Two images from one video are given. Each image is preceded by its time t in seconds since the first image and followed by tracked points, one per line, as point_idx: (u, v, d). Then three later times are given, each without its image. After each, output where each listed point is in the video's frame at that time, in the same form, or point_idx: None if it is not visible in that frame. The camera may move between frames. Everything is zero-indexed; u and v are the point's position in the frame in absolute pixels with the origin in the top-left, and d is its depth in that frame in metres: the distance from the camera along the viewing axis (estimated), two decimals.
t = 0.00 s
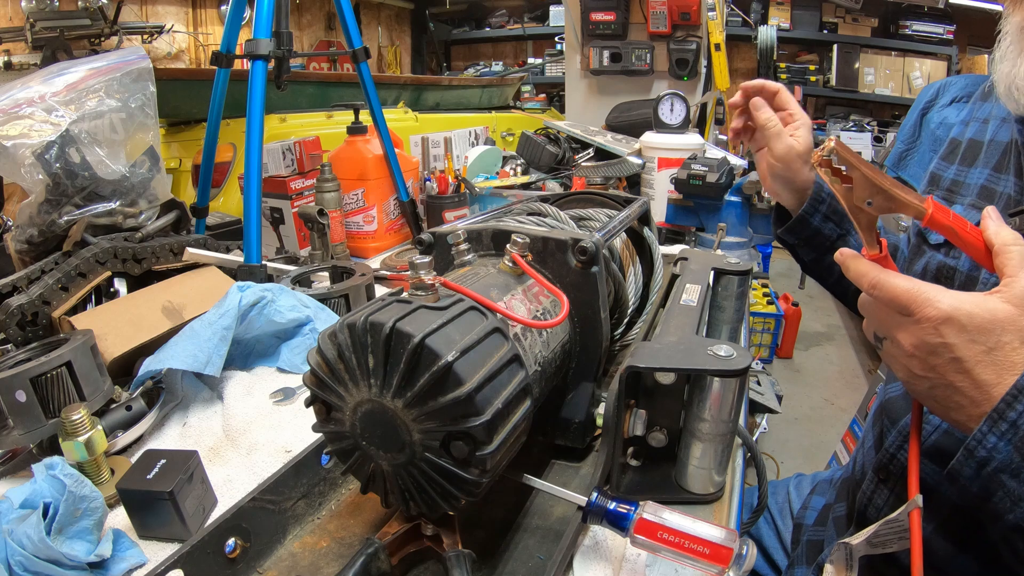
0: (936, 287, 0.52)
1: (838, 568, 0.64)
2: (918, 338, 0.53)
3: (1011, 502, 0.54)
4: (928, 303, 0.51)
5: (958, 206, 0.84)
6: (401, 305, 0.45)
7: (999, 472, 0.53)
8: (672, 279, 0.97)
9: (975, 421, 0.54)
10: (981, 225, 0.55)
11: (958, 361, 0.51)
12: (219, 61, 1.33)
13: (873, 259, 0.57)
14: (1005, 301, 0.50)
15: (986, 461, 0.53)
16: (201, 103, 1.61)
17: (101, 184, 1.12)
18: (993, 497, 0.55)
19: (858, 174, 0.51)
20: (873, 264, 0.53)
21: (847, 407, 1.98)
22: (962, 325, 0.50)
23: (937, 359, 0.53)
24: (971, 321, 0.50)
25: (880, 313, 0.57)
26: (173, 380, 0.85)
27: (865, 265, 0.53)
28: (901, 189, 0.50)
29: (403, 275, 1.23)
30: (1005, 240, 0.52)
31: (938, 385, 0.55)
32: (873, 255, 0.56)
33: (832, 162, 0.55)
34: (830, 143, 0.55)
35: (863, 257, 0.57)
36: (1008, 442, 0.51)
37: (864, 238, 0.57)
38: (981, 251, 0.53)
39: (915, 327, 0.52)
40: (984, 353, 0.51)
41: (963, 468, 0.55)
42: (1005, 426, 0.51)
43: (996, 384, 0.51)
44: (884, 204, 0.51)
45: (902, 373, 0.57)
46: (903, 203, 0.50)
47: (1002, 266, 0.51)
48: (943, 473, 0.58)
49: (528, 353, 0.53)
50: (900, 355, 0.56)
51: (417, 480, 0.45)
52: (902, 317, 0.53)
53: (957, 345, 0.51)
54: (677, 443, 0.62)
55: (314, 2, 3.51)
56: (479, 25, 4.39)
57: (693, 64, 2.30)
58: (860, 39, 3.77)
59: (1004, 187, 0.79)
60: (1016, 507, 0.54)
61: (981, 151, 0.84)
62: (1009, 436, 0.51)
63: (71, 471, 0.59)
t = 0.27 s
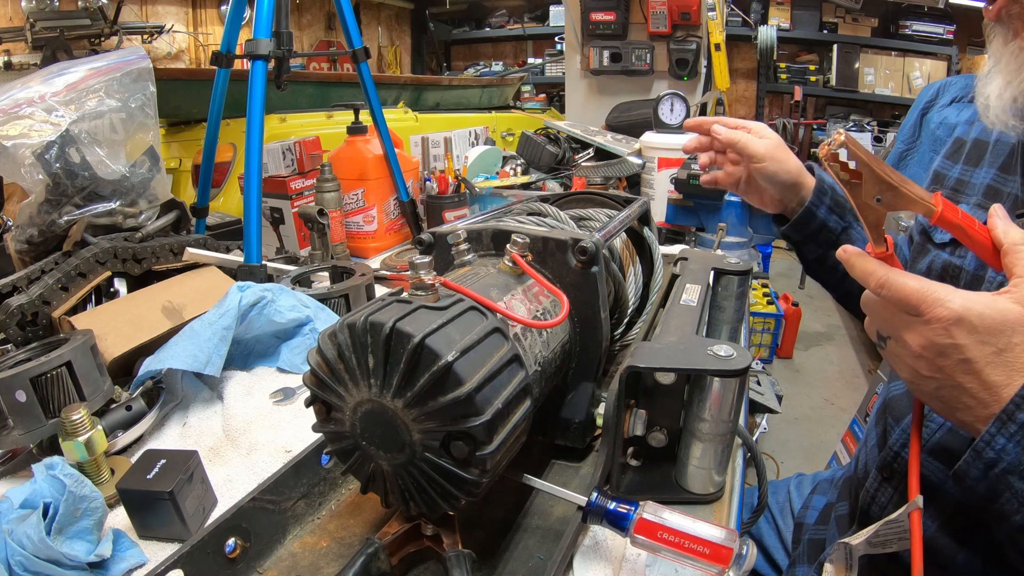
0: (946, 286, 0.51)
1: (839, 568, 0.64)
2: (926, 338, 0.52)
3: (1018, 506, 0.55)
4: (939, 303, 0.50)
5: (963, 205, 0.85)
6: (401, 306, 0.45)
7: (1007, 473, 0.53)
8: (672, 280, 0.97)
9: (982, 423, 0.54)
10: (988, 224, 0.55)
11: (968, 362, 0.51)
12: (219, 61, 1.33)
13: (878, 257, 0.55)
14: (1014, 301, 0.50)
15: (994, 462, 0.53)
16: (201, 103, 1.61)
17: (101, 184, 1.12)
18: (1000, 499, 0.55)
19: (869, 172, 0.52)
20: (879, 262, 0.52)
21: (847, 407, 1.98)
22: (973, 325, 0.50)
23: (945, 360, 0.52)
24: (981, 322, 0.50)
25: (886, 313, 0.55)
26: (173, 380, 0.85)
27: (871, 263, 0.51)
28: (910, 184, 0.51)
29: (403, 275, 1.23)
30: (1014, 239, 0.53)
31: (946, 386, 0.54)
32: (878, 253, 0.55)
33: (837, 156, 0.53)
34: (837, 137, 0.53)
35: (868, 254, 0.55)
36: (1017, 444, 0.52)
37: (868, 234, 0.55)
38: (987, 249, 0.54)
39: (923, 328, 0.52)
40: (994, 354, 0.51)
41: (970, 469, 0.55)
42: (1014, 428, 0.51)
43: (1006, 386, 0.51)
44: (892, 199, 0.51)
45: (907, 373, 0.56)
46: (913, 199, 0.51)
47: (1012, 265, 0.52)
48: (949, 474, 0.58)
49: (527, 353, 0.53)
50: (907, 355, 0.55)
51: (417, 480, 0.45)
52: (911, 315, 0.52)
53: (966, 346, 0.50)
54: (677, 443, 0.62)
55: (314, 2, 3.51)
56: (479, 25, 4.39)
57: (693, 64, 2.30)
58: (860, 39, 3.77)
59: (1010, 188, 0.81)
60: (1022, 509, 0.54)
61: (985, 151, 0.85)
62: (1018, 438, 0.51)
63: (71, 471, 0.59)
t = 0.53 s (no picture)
0: (942, 289, 0.51)
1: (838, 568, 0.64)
2: (922, 340, 0.52)
3: (1012, 506, 0.55)
4: (934, 305, 0.50)
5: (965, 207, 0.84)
6: (401, 306, 0.45)
7: (1001, 474, 0.53)
8: (672, 280, 0.97)
9: (977, 424, 0.54)
10: (985, 226, 0.55)
11: (963, 364, 0.51)
12: (219, 61, 1.33)
13: (875, 259, 0.55)
14: (1010, 305, 0.50)
15: (988, 463, 0.53)
16: (201, 103, 1.61)
17: (101, 184, 1.12)
18: (994, 500, 0.56)
19: (865, 174, 0.52)
20: (875, 264, 0.52)
21: (847, 407, 1.98)
22: (968, 328, 0.49)
23: (941, 362, 0.52)
24: (976, 324, 0.49)
25: (884, 315, 0.56)
26: (173, 380, 0.85)
27: (869, 266, 0.52)
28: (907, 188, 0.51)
29: (403, 275, 1.23)
30: (1010, 242, 0.53)
31: (942, 388, 0.54)
32: (875, 255, 0.55)
33: (833, 159, 0.54)
34: (833, 140, 0.54)
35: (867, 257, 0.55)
36: (1010, 445, 0.52)
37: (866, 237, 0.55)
38: (983, 251, 0.54)
39: (919, 330, 0.52)
40: (989, 356, 0.50)
41: (966, 470, 0.55)
42: (1008, 429, 0.51)
43: (1000, 387, 0.51)
44: (888, 203, 0.51)
45: (902, 374, 0.56)
46: (908, 203, 0.51)
47: (1008, 269, 0.51)
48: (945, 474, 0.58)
49: (527, 353, 0.53)
50: (904, 356, 0.55)
51: (417, 480, 0.45)
52: (908, 318, 0.52)
53: (962, 348, 0.50)
54: (677, 443, 0.62)
55: (315, 1, 3.51)
56: (479, 25, 4.39)
57: (693, 64, 2.30)
58: (860, 39, 3.77)
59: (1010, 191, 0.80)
60: (1016, 510, 0.55)
61: (988, 153, 0.84)
62: (1011, 440, 0.51)
63: (71, 471, 0.59)
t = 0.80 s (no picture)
0: (936, 289, 0.52)
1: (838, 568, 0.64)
2: (918, 338, 0.53)
3: (1007, 501, 0.54)
4: (930, 304, 0.51)
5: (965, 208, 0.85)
6: (401, 306, 0.45)
7: (995, 470, 0.53)
8: (672, 280, 0.97)
9: (973, 421, 0.54)
10: (979, 226, 0.55)
11: (957, 361, 0.52)
12: (219, 61, 1.33)
13: (870, 259, 0.56)
14: (1005, 303, 0.51)
15: (983, 459, 0.53)
16: (201, 103, 1.61)
17: (101, 184, 1.12)
18: (990, 495, 0.55)
19: (860, 174, 0.50)
20: (873, 264, 0.53)
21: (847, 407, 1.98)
22: (962, 326, 0.50)
23: (937, 360, 0.53)
24: (971, 322, 0.50)
25: (880, 314, 0.56)
26: (173, 380, 0.85)
27: (865, 266, 0.52)
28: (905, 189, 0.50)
29: (403, 275, 1.23)
30: (1003, 241, 0.53)
31: (938, 385, 0.55)
32: (872, 256, 0.55)
33: (830, 161, 0.55)
34: (831, 143, 0.54)
35: (863, 257, 0.55)
36: (1005, 442, 0.51)
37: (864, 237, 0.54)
38: (979, 252, 0.54)
39: (915, 328, 0.52)
40: (983, 353, 0.51)
41: (960, 467, 0.55)
42: (1002, 426, 0.51)
43: (995, 385, 0.51)
44: (885, 203, 0.50)
45: (900, 373, 0.57)
46: (905, 203, 0.49)
47: (1001, 269, 0.52)
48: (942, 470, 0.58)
49: (527, 353, 0.53)
50: (900, 355, 0.56)
51: (417, 480, 0.45)
52: (903, 317, 0.53)
53: (957, 346, 0.51)
54: (677, 443, 0.62)
55: (315, 1, 3.50)
56: (479, 24, 4.39)
57: (693, 64, 2.30)
58: (860, 38, 3.77)
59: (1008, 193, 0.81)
60: (1011, 505, 0.54)
61: (986, 154, 0.84)
62: (1006, 436, 0.51)
63: (71, 471, 0.59)
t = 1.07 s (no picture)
0: (930, 281, 0.52)
1: (837, 566, 0.65)
2: (913, 332, 0.53)
3: (1003, 489, 0.53)
4: (924, 298, 0.51)
5: (965, 197, 0.79)
6: (402, 305, 0.45)
7: (992, 459, 0.53)
8: (672, 280, 0.97)
9: (970, 413, 0.55)
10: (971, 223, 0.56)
11: (953, 352, 0.52)
12: (219, 61, 1.33)
13: (868, 257, 0.57)
14: (998, 295, 0.51)
15: (980, 448, 0.53)
16: (201, 103, 1.61)
17: (101, 184, 1.12)
18: (987, 486, 0.55)
19: (854, 173, 0.51)
20: (868, 261, 0.53)
21: (847, 407, 1.98)
22: (957, 318, 0.51)
23: (932, 352, 0.53)
24: (965, 314, 0.51)
25: (875, 309, 0.57)
26: (173, 380, 0.85)
27: (861, 263, 0.52)
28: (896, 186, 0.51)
29: (403, 275, 1.23)
30: (994, 236, 0.53)
31: (935, 378, 0.55)
32: (867, 253, 0.56)
33: (826, 161, 0.55)
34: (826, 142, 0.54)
35: (858, 254, 0.56)
36: (1001, 431, 0.51)
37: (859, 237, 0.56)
38: (971, 247, 0.54)
39: (909, 322, 0.53)
40: (978, 344, 0.52)
41: (958, 457, 0.55)
42: (997, 415, 0.51)
43: (990, 374, 0.52)
44: (880, 200, 0.51)
45: (896, 368, 0.58)
46: (899, 201, 0.51)
47: (993, 262, 0.52)
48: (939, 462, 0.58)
49: (527, 353, 0.53)
50: (897, 349, 0.56)
51: (417, 480, 0.45)
52: (898, 311, 0.53)
53: (951, 338, 0.51)
54: (677, 443, 0.62)
55: (314, 1, 3.50)
56: (479, 25, 4.38)
57: (693, 64, 2.30)
58: (860, 39, 3.77)
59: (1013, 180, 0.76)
60: (1008, 493, 0.53)
61: (989, 141, 0.80)
62: (1002, 425, 0.51)
63: (71, 471, 0.59)
